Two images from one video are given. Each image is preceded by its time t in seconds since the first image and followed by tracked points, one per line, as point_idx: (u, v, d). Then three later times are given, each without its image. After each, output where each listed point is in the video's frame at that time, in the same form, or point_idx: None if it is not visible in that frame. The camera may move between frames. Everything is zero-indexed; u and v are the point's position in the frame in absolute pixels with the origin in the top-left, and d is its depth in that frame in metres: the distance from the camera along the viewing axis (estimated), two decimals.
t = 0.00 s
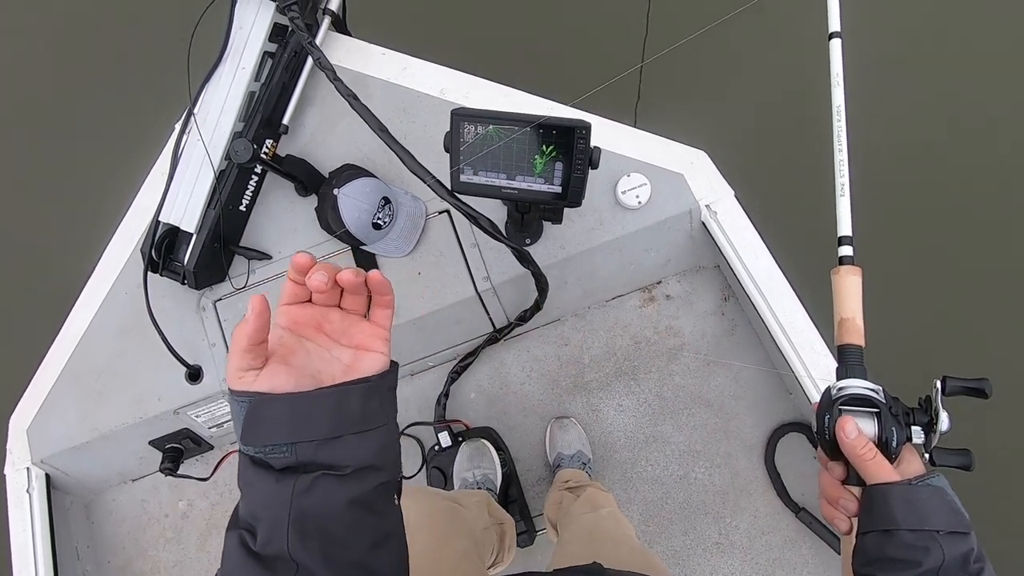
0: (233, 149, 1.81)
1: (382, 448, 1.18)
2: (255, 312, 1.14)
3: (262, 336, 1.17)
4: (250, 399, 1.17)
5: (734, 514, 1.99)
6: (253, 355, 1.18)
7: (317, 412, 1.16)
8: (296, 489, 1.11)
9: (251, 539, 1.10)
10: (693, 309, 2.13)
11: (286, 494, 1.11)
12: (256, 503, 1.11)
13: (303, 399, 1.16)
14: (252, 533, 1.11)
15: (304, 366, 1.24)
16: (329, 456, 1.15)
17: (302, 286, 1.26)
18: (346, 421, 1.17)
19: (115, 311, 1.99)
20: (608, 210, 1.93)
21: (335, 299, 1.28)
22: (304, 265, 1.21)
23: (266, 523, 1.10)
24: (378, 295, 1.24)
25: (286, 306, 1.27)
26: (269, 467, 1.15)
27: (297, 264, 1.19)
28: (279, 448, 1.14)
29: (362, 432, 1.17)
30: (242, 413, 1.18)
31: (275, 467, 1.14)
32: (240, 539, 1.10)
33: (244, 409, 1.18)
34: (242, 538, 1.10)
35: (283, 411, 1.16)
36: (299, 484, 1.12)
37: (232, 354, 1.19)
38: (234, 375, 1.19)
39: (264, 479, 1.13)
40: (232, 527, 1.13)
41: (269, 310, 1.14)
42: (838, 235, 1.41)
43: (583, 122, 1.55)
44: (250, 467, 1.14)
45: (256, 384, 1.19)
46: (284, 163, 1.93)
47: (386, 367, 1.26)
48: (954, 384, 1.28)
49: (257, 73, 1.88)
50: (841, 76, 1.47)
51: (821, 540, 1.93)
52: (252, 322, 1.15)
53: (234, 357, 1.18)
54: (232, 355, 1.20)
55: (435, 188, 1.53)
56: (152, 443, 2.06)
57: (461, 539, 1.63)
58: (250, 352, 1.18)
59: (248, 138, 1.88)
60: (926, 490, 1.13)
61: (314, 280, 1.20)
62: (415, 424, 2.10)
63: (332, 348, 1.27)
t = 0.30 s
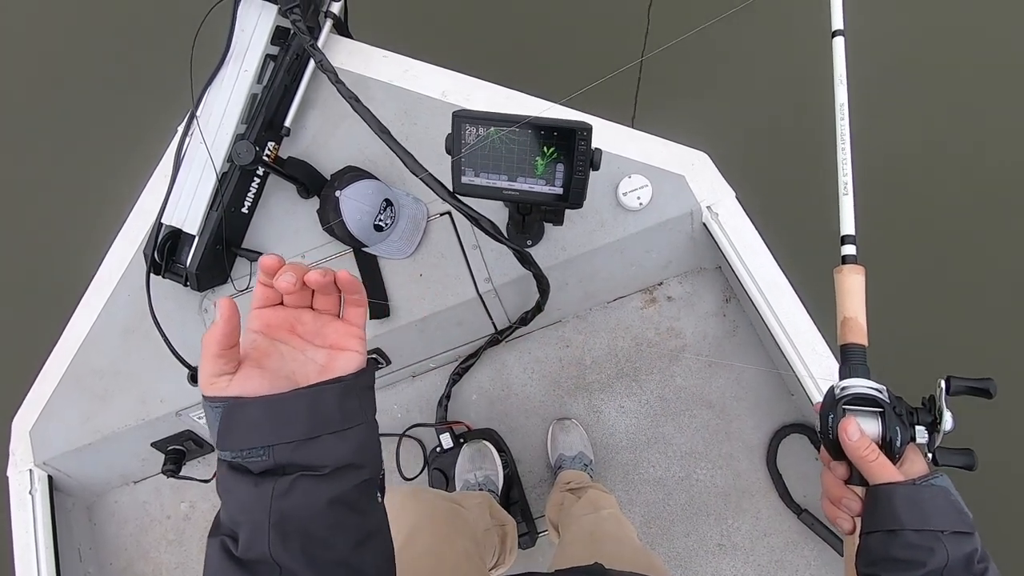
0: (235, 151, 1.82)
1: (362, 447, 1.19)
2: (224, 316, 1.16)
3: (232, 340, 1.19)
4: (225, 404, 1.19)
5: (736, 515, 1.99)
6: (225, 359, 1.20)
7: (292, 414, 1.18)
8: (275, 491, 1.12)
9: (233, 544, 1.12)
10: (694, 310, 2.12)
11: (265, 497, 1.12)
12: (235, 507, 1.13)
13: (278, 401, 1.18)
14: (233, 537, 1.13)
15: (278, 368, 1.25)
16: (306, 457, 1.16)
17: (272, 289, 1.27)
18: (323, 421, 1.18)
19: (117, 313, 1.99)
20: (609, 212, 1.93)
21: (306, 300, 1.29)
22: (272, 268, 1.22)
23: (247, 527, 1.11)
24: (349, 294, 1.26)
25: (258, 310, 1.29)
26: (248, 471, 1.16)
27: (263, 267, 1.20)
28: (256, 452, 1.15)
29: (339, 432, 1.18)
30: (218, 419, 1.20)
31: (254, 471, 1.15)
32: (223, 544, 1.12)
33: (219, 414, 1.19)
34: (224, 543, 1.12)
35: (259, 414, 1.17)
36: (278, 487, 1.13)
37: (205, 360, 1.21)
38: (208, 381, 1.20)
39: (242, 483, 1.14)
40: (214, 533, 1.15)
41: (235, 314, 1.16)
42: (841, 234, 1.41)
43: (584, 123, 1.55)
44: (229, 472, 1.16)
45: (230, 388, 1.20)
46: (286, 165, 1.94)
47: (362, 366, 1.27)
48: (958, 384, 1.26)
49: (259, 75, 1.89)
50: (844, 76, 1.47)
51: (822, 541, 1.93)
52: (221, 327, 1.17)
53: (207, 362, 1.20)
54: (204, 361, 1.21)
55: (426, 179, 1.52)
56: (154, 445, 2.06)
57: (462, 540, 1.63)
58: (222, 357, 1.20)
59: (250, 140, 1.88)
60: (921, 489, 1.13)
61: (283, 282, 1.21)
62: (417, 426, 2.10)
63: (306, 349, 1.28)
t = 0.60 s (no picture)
0: (238, 150, 1.82)
1: (354, 446, 1.20)
2: (212, 319, 1.16)
3: (222, 344, 1.18)
4: (216, 409, 1.19)
5: (739, 515, 1.99)
6: (215, 363, 1.20)
7: (283, 416, 1.18)
8: (269, 493, 1.13)
9: (228, 546, 1.13)
10: (696, 310, 2.13)
11: (259, 499, 1.13)
12: (229, 510, 1.13)
13: (269, 404, 1.18)
14: (229, 540, 1.14)
15: (269, 371, 1.24)
16: (299, 457, 1.16)
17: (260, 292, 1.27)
18: (315, 422, 1.18)
19: (120, 313, 1.99)
20: (611, 212, 1.93)
21: (295, 302, 1.29)
22: (259, 270, 1.21)
23: (241, 530, 1.12)
24: (337, 295, 1.25)
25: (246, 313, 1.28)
26: (241, 473, 1.16)
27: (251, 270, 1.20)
28: (248, 454, 1.16)
29: (331, 432, 1.19)
30: (210, 424, 1.19)
31: (247, 473, 1.16)
32: (218, 546, 1.13)
33: (212, 418, 1.19)
34: (220, 546, 1.13)
35: (251, 416, 1.18)
36: (271, 488, 1.14)
37: (195, 365, 1.20)
38: (198, 386, 1.20)
39: (235, 486, 1.15)
40: (210, 537, 1.16)
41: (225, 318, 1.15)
42: (846, 234, 1.41)
43: (588, 123, 1.56)
44: (222, 474, 1.16)
45: (221, 392, 1.20)
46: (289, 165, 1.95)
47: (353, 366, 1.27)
48: (964, 384, 1.25)
49: (263, 75, 1.89)
50: (847, 75, 1.47)
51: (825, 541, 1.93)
52: (210, 331, 1.16)
53: (197, 367, 1.19)
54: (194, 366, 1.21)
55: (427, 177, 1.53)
56: (157, 444, 2.06)
57: (465, 539, 1.64)
58: (212, 361, 1.19)
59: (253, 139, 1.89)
60: (918, 489, 1.13)
61: (270, 284, 1.20)
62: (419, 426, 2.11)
63: (296, 352, 1.27)
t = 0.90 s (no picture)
0: (240, 150, 1.82)
1: (346, 447, 1.20)
2: (200, 322, 1.18)
3: (211, 346, 1.19)
4: (206, 411, 1.19)
5: (739, 516, 1.99)
6: (205, 366, 1.20)
7: (276, 417, 1.18)
8: (261, 495, 1.13)
9: (220, 550, 1.13)
10: (697, 311, 2.13)
11: (251, 501, 1.13)
12: (221, 514, 1.13)
13: (259, 406, 1.18)
14: (221, 544, 1.13)
15: (259, 373, 1.25)
16: (289, 459, 1.16)
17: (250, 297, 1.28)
18: (306, 423, 1.19)
19: (120, 313, 1.99)
20: (612, 213, 1.94)
21: (285, 305, 1.30)
22: (247, 273, 1.23)
23: (234, 532, 1.12)
24: (326, 296, 1.26)
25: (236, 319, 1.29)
26: (232, 476, 1.16)
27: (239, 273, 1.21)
28: (240, 456, 1.16)
29: (322, 433, 1.19)
30: (200, 427, 1.20)
31: (239, 476, 1.16)
32: (210, 550, 1.13)
33: (202, 421, 1.19)
34: (212, 549, 1.13)
35: (242, 419, 1.18)
36: (263, 490, 1.14)
37: (184, 369, 1.21)
38: (188, 390, 1.20)
39: (227, 489, 1.15)
40: (202, 541, 1.16)
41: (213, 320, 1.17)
42: (848, 235, 1.42)
43: (590, 124, 1.56)
44: (214, 478, 1.16)
45: (211, 395, 1.20)
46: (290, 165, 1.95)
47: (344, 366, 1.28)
48: (966, 386, 1.25)
49: (264, 75, 1.89)
50: (850, 76, 1.48)
51: (825, 543, 1.93)
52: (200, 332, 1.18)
53: (186, 370, 1.20)
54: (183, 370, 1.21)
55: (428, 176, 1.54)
56: (157, 444, 2.06)
57: (465, 539, 1.63)
58: (201, 364, 1.20)
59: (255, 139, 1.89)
60: (914, 491, 1.13)
61: (258, 287, 1.22)
62: (419, 426, 2.11)
63: (286, 354, 1.28)
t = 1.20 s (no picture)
0: (241, 150, 1.82)
1: (341, 446, 1.19)
2: (193, 323, 1.15)
3: (203, 347, 1.18)
4: (200, 414, 1.18)
5: (738, 518, 1.99)
6: (197, 368, 1.19)
7: (270, 417, 1.17)
8: (255, 496, 1.13)
9: (215, 552, 1.13)
10: (697, 312, 2.13)
11: (245, 502, 1.13)
12: (216, 515, 1.13)
13: (252, 407, 1.17)
14: (216, 545, 1.14)
15: (252, 374, 1.24)
16: (283, 459, 1.16)
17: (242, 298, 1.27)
18: (300, 423, 1.18)
19: (119, 312, 1.98)
20: (613, 214, 1.94)
21: (277, 305, 1.30)
22: (239, 274, 1.22)
23: (228, 534, 1.12)
24: (319, 296, 1.26)
25: (228, 320, 1.28)
26: (226, 477, 1.16)
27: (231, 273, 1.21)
28: (233, 457, 1.15)
29: (317, 433, 1.18)
30: (193, 430, 1.19)
31: (232, 477, 1.15)
32: (206, 552, 1.13)
33: (195, 423, 1.18)
34: (207, 551, 1.14)
35: (235, 420, 1.17)
36: (257, 491, 1.13)
37: (177, 371, 1.20)
38: (180, 392, 1.19)
39: (221, 490, 1.14)
40: (197, 542, 1.16)
41: (206, 321, 1.16)
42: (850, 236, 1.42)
43: (592, 124, 1.57)
44: (208, 479, 1.15)
45: (203, 397, 1.19)
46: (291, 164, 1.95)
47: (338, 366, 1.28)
48: (968, 387, 1.25)
49: (266, 75, 1.89)
50: (851, 77, 1.48)
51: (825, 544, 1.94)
52: (192, 334, 1.16)
53: (178, 372, 1.19)
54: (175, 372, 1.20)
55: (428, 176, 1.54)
56: (156, 444, 2.06)
57: (465, 540, 1.63)
58: (193, 365, 1.19)
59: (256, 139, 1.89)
60: (909, 493, 1.13)
61: (249, 287, 1.21)
62: (419, 427, 2.11)
63: (280, 354, 1.28)
